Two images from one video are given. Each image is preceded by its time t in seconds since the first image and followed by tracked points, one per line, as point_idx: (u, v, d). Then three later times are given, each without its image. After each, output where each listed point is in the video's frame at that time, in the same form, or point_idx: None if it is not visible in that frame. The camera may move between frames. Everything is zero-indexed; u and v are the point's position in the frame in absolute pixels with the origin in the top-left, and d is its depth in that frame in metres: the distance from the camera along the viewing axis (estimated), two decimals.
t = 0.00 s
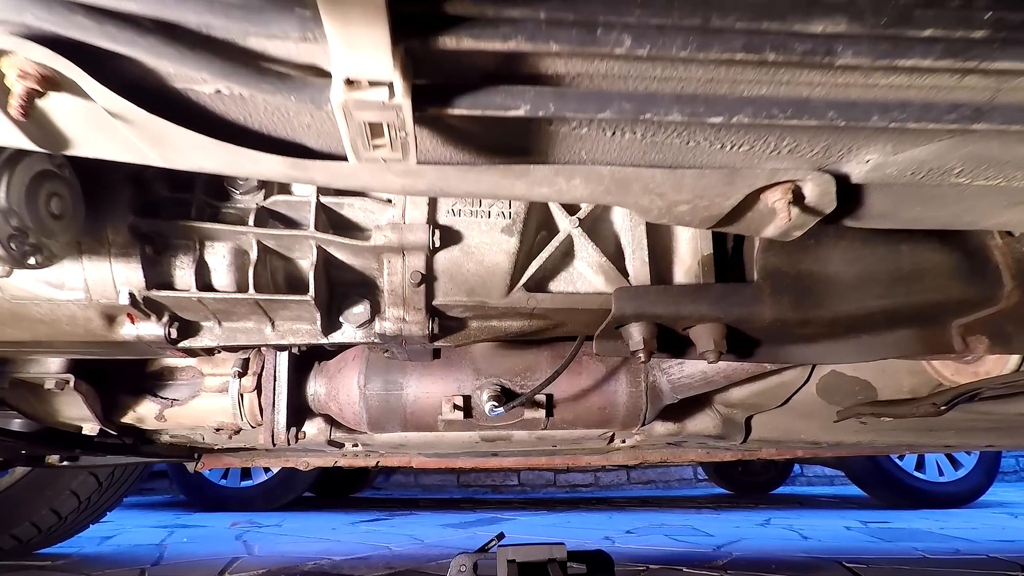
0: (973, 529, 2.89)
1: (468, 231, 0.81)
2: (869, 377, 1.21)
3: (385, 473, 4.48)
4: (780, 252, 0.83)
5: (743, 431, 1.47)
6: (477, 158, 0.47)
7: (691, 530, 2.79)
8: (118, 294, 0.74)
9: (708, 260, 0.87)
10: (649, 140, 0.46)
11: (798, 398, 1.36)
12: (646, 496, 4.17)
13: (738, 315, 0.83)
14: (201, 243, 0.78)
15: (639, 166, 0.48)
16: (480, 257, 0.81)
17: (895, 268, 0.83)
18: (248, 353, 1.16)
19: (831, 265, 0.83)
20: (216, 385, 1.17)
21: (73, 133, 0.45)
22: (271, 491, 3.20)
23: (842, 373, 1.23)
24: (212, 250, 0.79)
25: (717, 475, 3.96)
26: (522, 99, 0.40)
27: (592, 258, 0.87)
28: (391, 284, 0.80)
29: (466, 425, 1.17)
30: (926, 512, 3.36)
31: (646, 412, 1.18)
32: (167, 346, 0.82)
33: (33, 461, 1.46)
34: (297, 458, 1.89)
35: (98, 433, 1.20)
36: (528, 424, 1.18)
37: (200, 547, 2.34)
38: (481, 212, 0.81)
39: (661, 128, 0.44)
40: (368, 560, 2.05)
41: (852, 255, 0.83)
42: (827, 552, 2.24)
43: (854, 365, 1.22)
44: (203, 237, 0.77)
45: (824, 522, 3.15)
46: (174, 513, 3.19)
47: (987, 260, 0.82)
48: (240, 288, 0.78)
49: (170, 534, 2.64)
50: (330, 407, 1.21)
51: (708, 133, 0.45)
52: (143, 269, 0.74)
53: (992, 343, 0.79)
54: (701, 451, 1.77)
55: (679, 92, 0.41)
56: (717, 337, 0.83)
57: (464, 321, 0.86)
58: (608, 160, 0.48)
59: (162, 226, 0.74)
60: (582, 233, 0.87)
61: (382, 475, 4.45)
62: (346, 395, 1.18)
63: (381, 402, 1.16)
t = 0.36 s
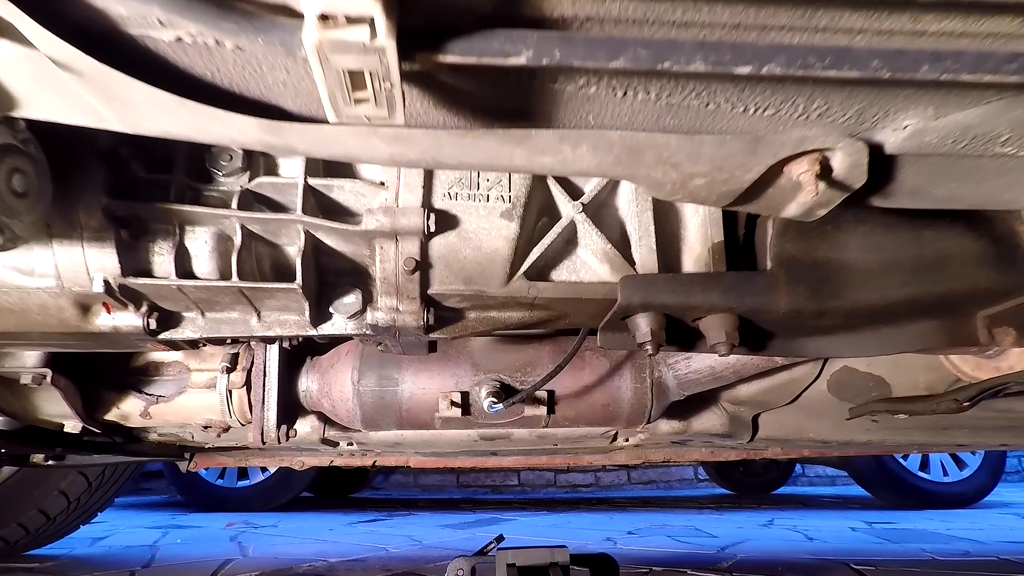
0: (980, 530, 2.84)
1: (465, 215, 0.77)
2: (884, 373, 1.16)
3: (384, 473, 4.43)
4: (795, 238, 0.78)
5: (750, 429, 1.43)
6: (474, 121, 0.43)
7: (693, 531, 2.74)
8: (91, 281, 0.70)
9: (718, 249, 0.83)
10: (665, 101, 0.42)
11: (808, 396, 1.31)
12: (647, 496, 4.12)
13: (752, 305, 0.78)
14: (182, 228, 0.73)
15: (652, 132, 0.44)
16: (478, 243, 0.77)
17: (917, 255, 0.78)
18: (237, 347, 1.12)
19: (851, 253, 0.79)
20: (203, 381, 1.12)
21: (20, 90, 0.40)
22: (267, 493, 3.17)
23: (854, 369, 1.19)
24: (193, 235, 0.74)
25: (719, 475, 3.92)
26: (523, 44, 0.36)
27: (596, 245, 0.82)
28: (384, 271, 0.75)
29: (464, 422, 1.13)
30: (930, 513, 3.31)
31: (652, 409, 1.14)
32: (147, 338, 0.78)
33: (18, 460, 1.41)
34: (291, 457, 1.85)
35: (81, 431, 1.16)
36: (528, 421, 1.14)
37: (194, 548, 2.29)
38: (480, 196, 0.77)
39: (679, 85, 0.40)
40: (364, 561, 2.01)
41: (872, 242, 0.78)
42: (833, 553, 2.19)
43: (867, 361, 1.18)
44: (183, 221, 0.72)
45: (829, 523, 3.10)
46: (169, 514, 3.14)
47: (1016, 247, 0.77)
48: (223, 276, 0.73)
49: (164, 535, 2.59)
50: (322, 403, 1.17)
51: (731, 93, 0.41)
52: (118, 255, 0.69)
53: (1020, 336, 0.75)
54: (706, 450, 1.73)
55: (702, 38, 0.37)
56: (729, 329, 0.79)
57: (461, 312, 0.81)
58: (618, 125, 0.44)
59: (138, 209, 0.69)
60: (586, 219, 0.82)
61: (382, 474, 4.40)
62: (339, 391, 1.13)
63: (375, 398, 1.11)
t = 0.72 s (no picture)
0: (988, 531, 2.78)
1: (461, 195, 0.71)
2: (902, 368, 1.11)
3: (383, 473, 4.38)
4: (815, 221, 0.73)
5: (759, 427, 1.38)
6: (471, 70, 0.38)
7: (696, 532, 2.69)
8: (57, 265, 0.65)
9: (730, 234, 0.78)
10: (686, 47, 0.37)
11: (820, 392, 1.26)
12: (649, 496, 4.07)
13: (770, 292, 0.72)
14: (156, 208, 0.68)
15: (670, 83, 0.39)
16: (475, 225, 0.72)
17: (946, 239, 0.73)
18: (224, 341, 1.07)
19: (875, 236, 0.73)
20: (188, 376, 1.07)
21: None
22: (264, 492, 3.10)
23: (870, 364, 1.14)
24: (169, 216, 0.68)
25: (720, 475, 3.87)
26: None
27: (601, 229, 0.78)
28: (374, 255, 0.70)
29: (461, 419, 1.08)
30: (937, 513, 3.26)
31: (658, 405, 1.09)
32: (120, 327, 0.73)
33: None
34: (285, 456, 1.79)
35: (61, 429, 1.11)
36: (528, 419, 1.08)
37: (186, 550, 2.24)
38: (477, 174, 0.72)
39: (704, 24, 0.35)
40: (360, 563, 1.95)
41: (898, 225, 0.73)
42: (841, 555, 2.14)
43: (883, 355, 1.12)
44: (157, 201, 0.67)
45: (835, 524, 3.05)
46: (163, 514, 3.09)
47: None
48: (200, 261, 0.68)
49: (156, 537, 2.54)
50: (313, 400, 1.11)
51: (762, 35, 0.36)
52: (85, 236, 0.64)
53: None
54: (712, 449, 1.67)
55: None
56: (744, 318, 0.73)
57: (457, 300, 0.76)
58: (631, 75, 0.39)
59: (109, 186, 0.64)
60: (591, 200, 0.77)
61: (381, 474, 4.35)
62: (331, 387, 1.08)
63: (369, 394, 1.06)
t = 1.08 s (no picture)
0: (997, 533, 2.73)
1: (457, 172, 0.66)
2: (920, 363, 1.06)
3: (383, 474, 4.33)
4: (837, 201, 0.68)
5: (769, 425, 1.33)
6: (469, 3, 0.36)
7: (700, 533, 2.64)
8: (17, 245, 0.60)
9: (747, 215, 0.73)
10: None
11: (832, 388, 1.21)
12: (649, 497, 4.02)
13: (790, 277, 0.67)
14: (126, 185, 0.63)
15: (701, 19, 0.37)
16: (471, 205, 0.67)
17: (979, 219, 0.68)
18: (210, 334, 1.02)
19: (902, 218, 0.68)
20: (171, 370, 1.01)
21: None
22: (263, 492, 3.04)
23: (887, 359, 1.09)
24: (140, 195, 0.63)
25: (722, 475, 3.82)
26: None
27: (607, 211, 0.73)
28: (363, 237, 0.65)
29: (459, 416, 1.03)
30: (943, 514, 3.20)
31: (665, 401, 1.04)
32: (91, 315, 0.68)
33: None
34: (279, 455, 1.74)
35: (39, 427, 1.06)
36: (529, 416, 1.03)
37: (179, 552, 2.19)
38: (474, 150, 0.67)
39: None
40: (356, 566, 1.90)
41: (927, 205, 0.68)
42: (848, 557, 2.08)
43: (900, 349, 1.07)
44: (127, 176, 0.62)
45: (841, 525, 3.00)
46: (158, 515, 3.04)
47: None
48: (175, 242, 0.63)
49: (149, 538, 2.49)
50: (303, 395, 1.06)
51: None
52: (48, 213, 0.59)
53: None
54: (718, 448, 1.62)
55: None
56: (762, 306, 0.68)
57: (454, 287, 0.71)
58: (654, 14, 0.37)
59: (74, 159, 0.59)
60: (595, 179, 0.72)
61: (379, 474, 4.30)
62: (321, 382, 1.03)
63: (361, 389, 1.01)
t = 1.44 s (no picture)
0: (1006, 534, 2.67)
1: (452, 145, 0.61)
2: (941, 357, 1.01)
3: (381, 474, 4.27)
4: (864, 177, 0.63)
5: (778, 423, 1.28)
6: None
7: (703, 534, 2.59)
8: None
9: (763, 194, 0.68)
10: None
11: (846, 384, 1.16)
12: (651, 497, 3.96)
13: (814, 261, 0.62)
14: (91, 157, 0.58)
15: None
16: (468, 182, 0.62)
17: (1017, 198, 0.63)
18: (195, 326, 0.96)
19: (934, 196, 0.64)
20: (151, 364, 0.95)
21: None
22: (259, 492, 2.99)
23: (905, 353, 1.04)
24: (106, 169, 0.58)
25: (724, 475, 3.76)
26: None
27: (614, 189, 0.68)
28: (350, 216, 0.60)
29: (455, 413, 0.98)
30: (949, 515, 3.14)
31: (673, 397, 0.99)
32: (56, 301, 0.63)
33: None
34: (272, 453, 1.69)
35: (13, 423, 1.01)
36: (529, 412, 0.98)
37: (171, 553, 2.14)
38: (471, 122, 0.62)
39: None
40: (352, 568, 1.85)
41: (960, 183, 0.63)
42: (856, 559, 2.03)
43: (920, 343, 1.02)
44: (91, 148, 0.57)
45: (846, 526, 2.94)
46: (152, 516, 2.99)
47: None
48: (145, 221, 0.58)
49: (141, 539, 2.44)
50: (292, 391, 1.01)
51: None
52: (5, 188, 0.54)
53: None
54: (725, 447, 1.57)
55: None
56: (782, 292, 0.63)
57: (449, 272, 0.66)
58: None
59: (33, 128, 0.54)
60: (602, 155, 0.67)
61: (377, 474, 4.24)
62: (311, 376, 0.98)
63: (352, 384, 0.96)
